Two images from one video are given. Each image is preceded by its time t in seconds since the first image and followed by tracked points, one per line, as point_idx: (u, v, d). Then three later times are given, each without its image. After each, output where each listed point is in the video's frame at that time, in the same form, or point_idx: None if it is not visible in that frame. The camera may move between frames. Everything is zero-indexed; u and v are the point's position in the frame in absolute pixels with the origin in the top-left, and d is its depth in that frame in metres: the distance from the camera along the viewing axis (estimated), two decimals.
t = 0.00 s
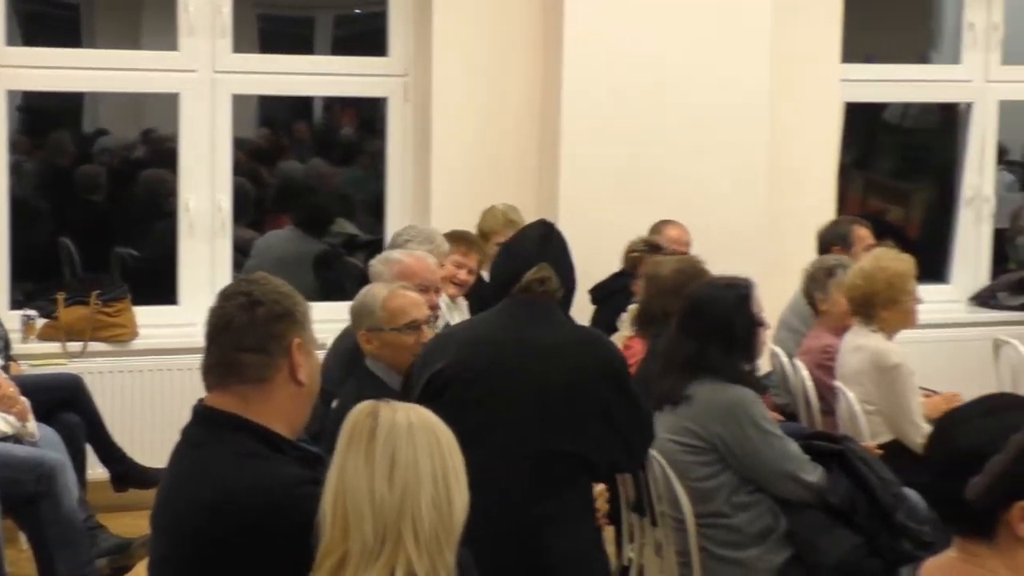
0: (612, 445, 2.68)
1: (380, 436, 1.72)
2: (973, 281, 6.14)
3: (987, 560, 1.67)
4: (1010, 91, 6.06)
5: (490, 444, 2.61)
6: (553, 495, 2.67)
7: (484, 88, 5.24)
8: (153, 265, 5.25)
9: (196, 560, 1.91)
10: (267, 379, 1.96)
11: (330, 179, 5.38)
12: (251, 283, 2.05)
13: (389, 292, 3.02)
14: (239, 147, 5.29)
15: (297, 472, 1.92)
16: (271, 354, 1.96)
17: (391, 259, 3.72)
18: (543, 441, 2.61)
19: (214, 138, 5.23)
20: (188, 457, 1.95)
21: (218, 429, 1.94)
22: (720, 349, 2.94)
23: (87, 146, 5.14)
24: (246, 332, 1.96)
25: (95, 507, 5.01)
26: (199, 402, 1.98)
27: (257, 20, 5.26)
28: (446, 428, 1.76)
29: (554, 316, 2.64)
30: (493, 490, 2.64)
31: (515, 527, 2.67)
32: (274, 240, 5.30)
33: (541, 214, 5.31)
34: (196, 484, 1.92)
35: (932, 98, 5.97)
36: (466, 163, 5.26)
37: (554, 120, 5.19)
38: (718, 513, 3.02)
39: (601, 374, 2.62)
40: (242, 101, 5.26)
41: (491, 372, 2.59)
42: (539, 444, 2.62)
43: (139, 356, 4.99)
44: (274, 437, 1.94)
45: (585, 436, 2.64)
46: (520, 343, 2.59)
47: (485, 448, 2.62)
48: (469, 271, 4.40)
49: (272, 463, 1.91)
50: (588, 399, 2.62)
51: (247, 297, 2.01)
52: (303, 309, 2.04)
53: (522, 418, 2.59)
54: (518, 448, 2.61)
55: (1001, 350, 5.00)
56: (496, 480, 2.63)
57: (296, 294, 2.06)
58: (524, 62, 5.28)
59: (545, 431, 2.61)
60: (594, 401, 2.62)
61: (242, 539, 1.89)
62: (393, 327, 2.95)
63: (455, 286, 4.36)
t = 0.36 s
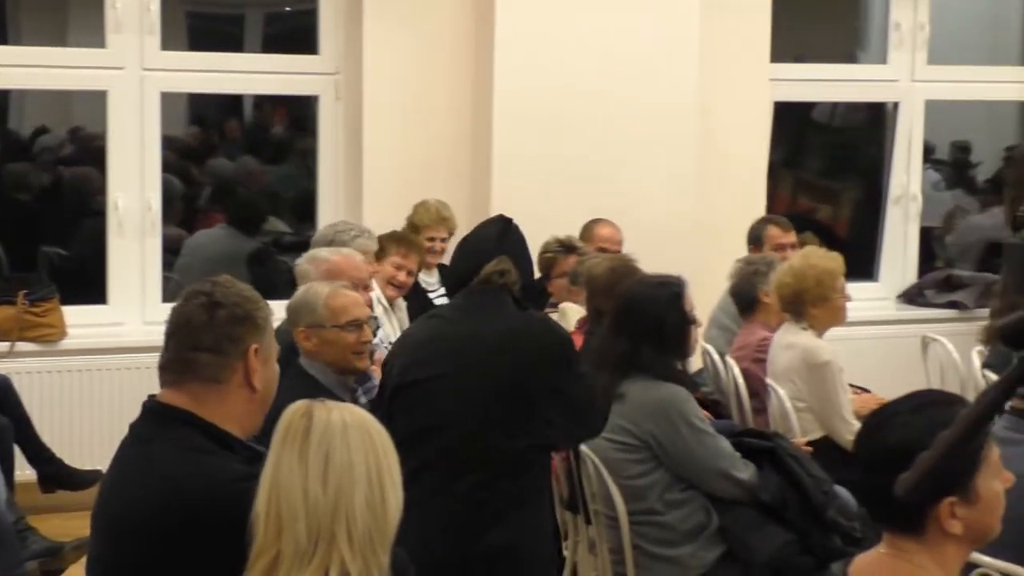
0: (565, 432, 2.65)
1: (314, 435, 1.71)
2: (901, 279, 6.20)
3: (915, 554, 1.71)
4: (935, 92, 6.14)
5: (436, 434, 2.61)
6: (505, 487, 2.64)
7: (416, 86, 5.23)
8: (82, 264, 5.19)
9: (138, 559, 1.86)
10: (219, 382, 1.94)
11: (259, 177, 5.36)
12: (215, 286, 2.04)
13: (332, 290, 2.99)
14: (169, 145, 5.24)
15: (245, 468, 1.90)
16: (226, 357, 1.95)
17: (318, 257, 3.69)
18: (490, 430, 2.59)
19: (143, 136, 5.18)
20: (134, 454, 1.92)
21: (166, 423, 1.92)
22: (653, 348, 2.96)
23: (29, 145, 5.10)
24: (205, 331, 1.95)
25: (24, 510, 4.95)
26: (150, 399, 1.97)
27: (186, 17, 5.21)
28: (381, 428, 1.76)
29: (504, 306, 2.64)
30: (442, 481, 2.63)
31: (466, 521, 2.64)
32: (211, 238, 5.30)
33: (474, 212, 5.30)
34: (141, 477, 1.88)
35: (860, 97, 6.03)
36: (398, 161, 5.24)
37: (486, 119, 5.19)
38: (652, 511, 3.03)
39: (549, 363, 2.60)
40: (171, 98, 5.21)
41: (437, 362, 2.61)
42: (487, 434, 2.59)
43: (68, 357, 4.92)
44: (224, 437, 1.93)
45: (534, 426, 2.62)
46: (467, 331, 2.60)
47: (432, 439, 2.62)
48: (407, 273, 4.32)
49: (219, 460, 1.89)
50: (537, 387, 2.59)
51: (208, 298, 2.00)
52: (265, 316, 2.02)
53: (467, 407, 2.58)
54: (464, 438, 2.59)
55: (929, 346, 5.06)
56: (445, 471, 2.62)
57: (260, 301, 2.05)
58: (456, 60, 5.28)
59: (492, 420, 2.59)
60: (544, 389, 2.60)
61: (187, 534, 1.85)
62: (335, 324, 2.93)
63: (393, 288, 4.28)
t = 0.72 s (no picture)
0: (461, 446, 2.51)
1: (276, 439, 1.71)
2: (864, 277, 6.23)
3: (879, 552, 1.72)
4: (896, 91, 6.17)
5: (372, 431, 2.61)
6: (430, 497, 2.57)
7: (380, 86, 5.23)
8: (44, 265, 5.15)
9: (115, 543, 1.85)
10: (218, 385, 1.95)
11: (222, 176, 5.33)
12: (225, 285, 2.03)
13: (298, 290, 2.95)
14: (131, 144, 5.21)
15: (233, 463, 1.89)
16: (225, 361, 1.95)
17: (278, 255, 3.68)
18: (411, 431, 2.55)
19: (106, 135, 5.15)
20: (130, 439, 1.92)
21: (167, 411, 1.93)
22: (619, 348, 2.96)
23: None
24: (206, 333, 1.95)
25: None
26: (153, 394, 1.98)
27: (148, 17, 5.18)
28: (347, 428, 1.75)
29: (446, 305, 2.58)
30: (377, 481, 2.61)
31: (394, 526, 2.60)
32: (174, 239, 5.29)
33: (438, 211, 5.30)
34: (132, 459, 1.88)
35: (823, 97, 6.06)
36: (361, 161, 5.23)
37: (450, 118, 5.18)
38: (617, 510, 3.03)
39: (468, 372, 2.49)
40: (133, 97, 5.18)
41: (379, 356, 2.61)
42: (409, 435, 2.55)
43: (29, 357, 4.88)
44: (219, 432, 1.94)
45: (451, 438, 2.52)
46: (406, 329, 2.58)
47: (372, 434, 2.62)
48: (381, 277, 4.25)
49: (208, 453, 1.89)
50: (453, 396, 2.50)
51: (215, 298, 2.00)
52: (275, 318, 2.01)
53: (393, 404, 2.56)
54: (390, 435, 2.57)
55: (891, 344, 5.08)
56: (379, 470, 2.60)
57: (271, 301, 2.03)
58: (419, 59, 5.27)
59: (413, 422, 2.54)
60: (459, 401, 2.50)
61: (166, 520, 1.84)
62: (302, 324, 2.91)
63: (365, 293, 4.24)
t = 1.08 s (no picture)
0: (425, 445, 2.38)
1: (261, 440, 1.71)
2: (846, 276, 6.24)
3: (861, 550, 1.72)
4: (878, 91, 6.19)
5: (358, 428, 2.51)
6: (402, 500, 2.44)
7: (363, 86, 5.22)
8: (26, 264, 5.14)
9: (96, 541, 1.82)
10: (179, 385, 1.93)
11: (204, 175, 5.32)
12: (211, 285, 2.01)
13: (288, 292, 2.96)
14: (114, 144, 5.20)
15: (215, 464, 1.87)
16: (181, 361, 1.92)
17: (262, 255, 3.67)
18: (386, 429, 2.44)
19: (88, 134, 5.14)
20: (116, 436, 1.90)
21: (151, 408, 1.92)
22: (601, 347, 2.96)
23: None
24: (170, 334, 1.94)
25: None
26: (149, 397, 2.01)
27: (131, 16, 5.16)
28: (332, 428, 1.76)
29: (442, 294, 2.47)
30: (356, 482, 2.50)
31: (367, 532, 2.48)
32: (157, 237, 5.28)
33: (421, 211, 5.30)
34: (114, 455, 1.86)
35: (805, 97, 6.07)
36: (343, 160, 5.22)
37: (433, 118, 5.18)
38: (600, 509, 3.03)
39: (442, 366, 2.38)
40: (115, 97, 5.17)
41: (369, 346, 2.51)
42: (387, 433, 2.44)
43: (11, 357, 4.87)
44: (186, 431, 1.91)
45: (423, 436, 2.39)
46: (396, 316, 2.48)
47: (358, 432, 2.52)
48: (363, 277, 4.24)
49: (191, 451, 1.87)
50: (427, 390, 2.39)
51: (193, 297, 1.97)
52: (244, 315, 1.94)
53: (373, 400, 2.46)
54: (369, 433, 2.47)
55: (873, 344, 5.09)
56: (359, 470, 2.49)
57: (251, 300, 1.97)
58: (402, 59, 5.27)
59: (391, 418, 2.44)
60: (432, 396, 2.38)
61: (150, 516, 1.82)
62: (290, 328, 2.92)
63: (348, 294, 4.24)
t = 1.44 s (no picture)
0: (440, 426, 2.22)
1: (243, 439, 1.80)
2: (827, 275, 6.26)
3: (842, 549, 1.73)
4: (858, 91, 6.22)
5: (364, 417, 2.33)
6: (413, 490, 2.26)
7: (343, 85, 5.21)
8: (5, 265, 5.12)
9: (54, 541, 1.90)
10: (118, 396, 2.00)
11: (183, 175, 5.30)
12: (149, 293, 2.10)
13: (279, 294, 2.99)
14: (93, 144, 5.19)
15: (172, 469, 1.94)
16: (118, 371, 2.00)
17: (236, 257, 3.67)
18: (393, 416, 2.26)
19: (67, 134, 5.13)
20: (69, 442, 1.97)
21: (97, 417, 1.98)
22: (582, 346, 2.97)
23: None
24: (108, 345, 2.03)
25: None
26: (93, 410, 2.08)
27: (110, 16, 5.15)
28: (315, 431, 1.83)
29: (451, 265, 2.32)
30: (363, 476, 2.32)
31: (374, 526, 2.30)
32: (136, 237, 5.25)
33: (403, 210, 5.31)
34: (68, 463, 1.93)
35: (785, 97, 6.09)
36: (325, 160, 5.21)
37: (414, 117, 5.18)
38: (581, 509, 3.01)
39: (453, 338, 2.22)
40: (95, 96, 5.16)
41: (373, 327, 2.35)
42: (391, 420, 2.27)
43: None
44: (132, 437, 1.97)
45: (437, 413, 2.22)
46: (400, 291, 2.32)
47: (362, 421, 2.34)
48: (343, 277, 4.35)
49: (143, 458, 1.94)
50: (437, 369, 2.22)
51: (127, 308, 2.06)
52: (177, 321, 2.03)
53: (378, 378, 2.29)
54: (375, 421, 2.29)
55: (854, 343, 5.11)
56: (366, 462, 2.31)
57: (185, 307, 2.06)
58: (382, 60, 5.27)
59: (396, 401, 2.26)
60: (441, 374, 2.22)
61: (108, 519, 1.89)
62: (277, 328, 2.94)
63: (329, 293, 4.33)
